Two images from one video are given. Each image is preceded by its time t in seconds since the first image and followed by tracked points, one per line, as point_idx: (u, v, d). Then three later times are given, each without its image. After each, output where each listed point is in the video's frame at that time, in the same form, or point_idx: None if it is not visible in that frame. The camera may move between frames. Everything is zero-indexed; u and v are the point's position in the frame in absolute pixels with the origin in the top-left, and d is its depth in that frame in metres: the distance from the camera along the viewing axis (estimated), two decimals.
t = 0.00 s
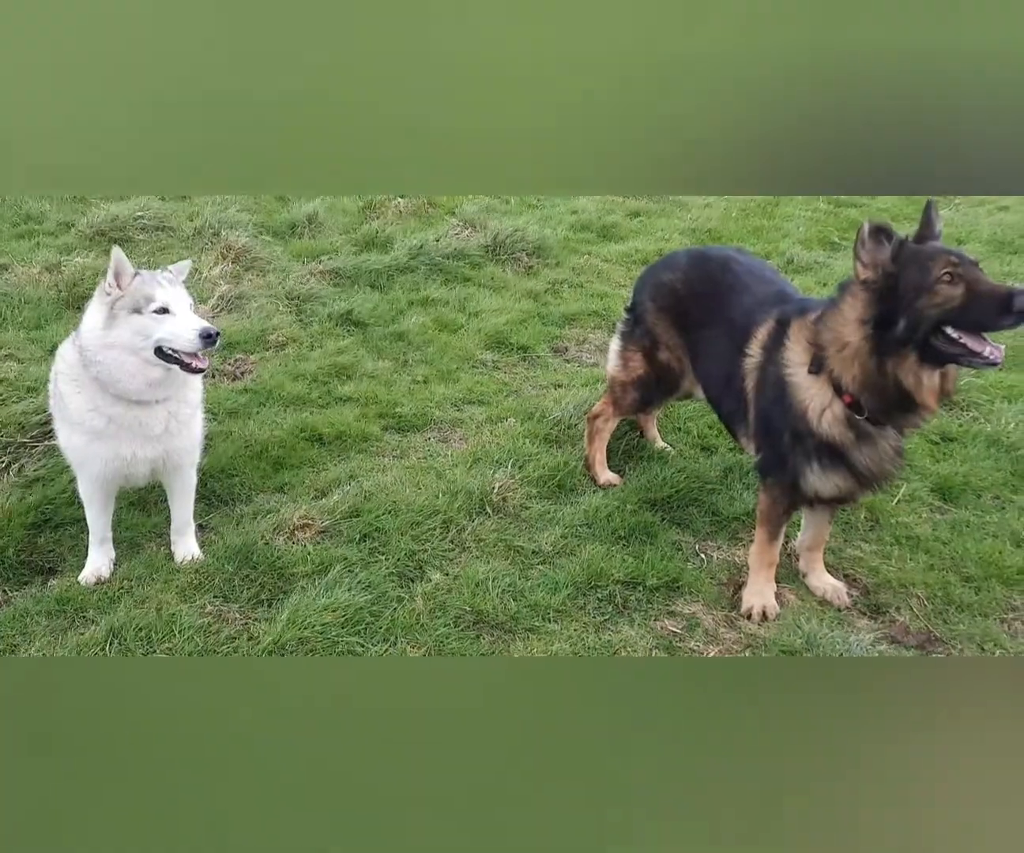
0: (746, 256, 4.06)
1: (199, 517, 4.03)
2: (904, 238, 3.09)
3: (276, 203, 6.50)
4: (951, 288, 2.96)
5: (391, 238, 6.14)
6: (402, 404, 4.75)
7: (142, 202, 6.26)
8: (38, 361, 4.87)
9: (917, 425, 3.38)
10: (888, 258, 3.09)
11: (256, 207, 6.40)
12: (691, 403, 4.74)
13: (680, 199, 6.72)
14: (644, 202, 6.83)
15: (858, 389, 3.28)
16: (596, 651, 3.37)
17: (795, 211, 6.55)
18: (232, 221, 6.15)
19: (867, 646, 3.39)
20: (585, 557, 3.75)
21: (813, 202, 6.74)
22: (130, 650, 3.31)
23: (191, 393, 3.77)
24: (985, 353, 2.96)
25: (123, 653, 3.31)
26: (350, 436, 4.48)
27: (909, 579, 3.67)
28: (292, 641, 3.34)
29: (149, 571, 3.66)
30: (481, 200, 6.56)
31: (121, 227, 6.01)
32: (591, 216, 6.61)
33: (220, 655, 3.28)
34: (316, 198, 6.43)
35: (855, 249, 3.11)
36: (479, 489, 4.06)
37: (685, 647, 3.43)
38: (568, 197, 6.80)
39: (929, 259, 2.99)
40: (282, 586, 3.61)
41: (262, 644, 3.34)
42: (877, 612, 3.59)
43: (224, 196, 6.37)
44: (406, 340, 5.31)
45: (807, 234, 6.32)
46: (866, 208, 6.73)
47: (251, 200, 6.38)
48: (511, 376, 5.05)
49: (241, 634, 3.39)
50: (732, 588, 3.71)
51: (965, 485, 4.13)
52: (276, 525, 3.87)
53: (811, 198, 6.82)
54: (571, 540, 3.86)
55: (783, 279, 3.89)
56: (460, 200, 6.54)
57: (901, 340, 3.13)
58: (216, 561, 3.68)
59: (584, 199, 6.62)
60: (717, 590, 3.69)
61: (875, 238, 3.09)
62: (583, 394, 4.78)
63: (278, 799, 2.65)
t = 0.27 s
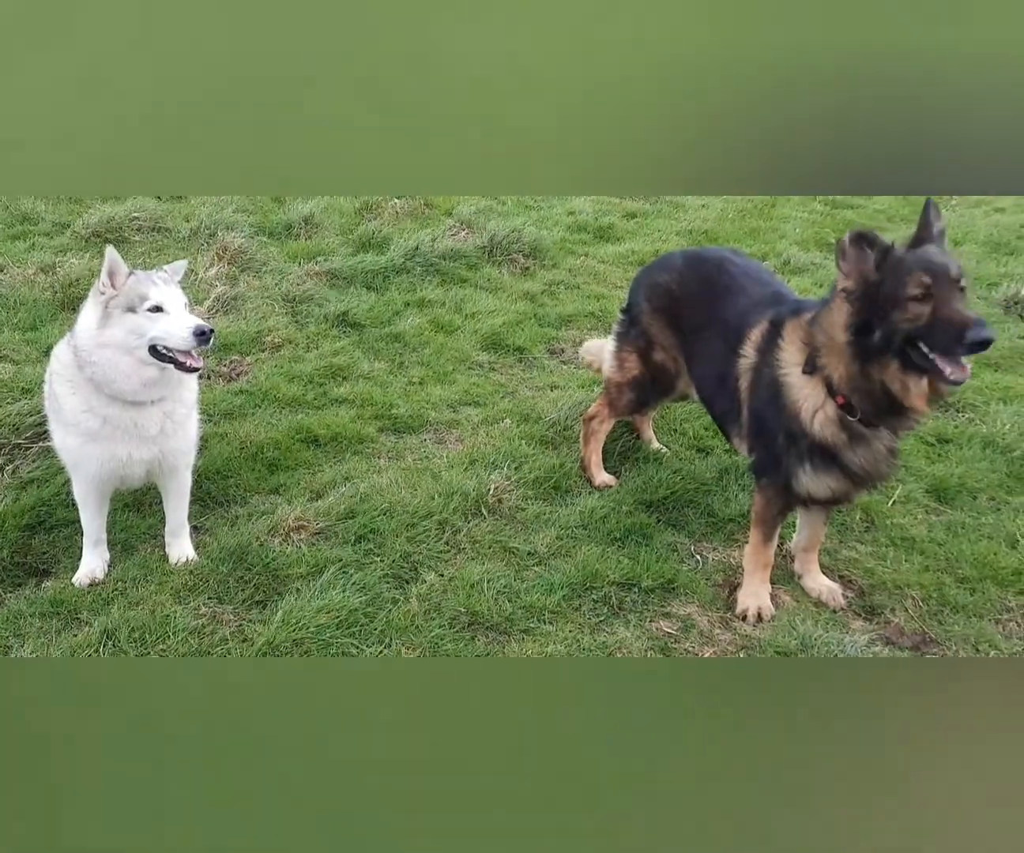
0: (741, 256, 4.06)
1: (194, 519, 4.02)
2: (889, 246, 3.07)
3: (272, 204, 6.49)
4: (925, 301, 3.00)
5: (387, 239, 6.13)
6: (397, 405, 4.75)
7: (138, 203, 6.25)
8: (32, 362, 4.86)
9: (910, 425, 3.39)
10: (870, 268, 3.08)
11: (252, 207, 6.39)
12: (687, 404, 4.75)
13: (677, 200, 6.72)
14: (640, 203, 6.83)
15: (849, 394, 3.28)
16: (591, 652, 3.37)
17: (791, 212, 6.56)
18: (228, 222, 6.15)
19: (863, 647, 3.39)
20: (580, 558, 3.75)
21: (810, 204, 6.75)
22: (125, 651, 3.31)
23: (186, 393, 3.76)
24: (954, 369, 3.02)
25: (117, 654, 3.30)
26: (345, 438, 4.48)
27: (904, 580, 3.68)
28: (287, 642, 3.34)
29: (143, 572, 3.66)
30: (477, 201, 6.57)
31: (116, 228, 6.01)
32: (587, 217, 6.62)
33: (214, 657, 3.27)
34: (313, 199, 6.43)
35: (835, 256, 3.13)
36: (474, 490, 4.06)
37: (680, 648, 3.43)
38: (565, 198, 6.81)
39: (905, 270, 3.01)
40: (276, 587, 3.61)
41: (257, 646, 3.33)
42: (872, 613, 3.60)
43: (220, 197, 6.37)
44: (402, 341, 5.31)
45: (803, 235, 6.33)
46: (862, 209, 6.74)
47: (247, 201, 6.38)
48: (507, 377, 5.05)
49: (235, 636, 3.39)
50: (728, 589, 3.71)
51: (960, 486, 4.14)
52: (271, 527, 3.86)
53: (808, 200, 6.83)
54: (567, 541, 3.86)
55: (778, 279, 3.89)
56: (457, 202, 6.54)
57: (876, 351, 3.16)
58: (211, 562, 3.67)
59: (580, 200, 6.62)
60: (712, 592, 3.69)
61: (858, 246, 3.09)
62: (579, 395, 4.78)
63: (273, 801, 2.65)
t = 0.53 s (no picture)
0: (736, 257, 4.07)
1: (189, 520, 4.02)
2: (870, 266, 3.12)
3: (267, 205, 6.49)
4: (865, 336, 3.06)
5: (383, 240, 6.13)
6: (393, 406, 4.75)
7: (133, 204, 6.25)
8: (27, 364, 4.85)
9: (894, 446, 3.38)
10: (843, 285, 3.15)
11: (247, 208, 6.39)
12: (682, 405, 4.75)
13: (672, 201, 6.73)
14: (635, 205, 6.84)
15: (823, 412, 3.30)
16: (586, 652, 3.37)
17: (787, 214, 6.58)
18: (223, 223, 6.15)
19: (858, 647, 3.39)
20: (575, 559, 3.75)
21: (805, 205, 6.77)
22: (120, 652, 3.30)
23: (182, 395, 3.76)
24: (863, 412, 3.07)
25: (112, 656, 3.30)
26: (341, 439, 4.48)
27: (899, 580, 3.69)
28: (282, 643, 3.34)
29: (138, 574, 3.65)
30: (473, 202, 6.57)
31: (111, 229, 6.00)
32: (583, 218, 6.63)
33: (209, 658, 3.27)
34: (308, 201, 6.43)
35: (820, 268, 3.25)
36: (469, 490, 4.06)
37: (674, 648, 3.43)
38: (560, 199, 6.82)
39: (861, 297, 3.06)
40: (272, 589, 3.60)
41: (252, 647, 3.33)
42: (866, 613, 3.60)
43: (216, 199, 6.37)
44: (398, 342, 5.31)
45: (798, 236, 6.34)
46: (857, 210, 6.76)
47: (243, 202, 6.38)
48: (502, 378, 5.06)
49: (231, 637, 3.38)
50: (722, 590, 3.72)
51: (955, 486, 4.15)
52: (267, 528, 3.86)
53: (803, 201, 6.84)
54: (562, 542, 3.87)
55: (773, 279, 3.90)
56: (452, 203, 6.54)
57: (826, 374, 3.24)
58: (206, 564, 3.67)
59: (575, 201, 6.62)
60: (707, 592, 3.69)
61: (843, 260, 3.17)
62: (574, 396, 4.78)
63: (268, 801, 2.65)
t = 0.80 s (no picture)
0: (737, 252, 4.06)
1: (185, 518, 4.00)
2: (858, 273, 3.15)
3: (263, 200, 6.46)
4: (851, 345, 3.07)
5: (380, 236, 6.11)
6: (390, 403, 4.73)
7: (129, 200, 6.21)
8: (22, 360, 4.83)
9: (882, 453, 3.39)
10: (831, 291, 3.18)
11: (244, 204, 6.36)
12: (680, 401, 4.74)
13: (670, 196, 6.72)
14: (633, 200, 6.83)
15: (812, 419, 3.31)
16: (584, 649, 3.36)
17: (784, 210, 6.56)
18: (219, 219, 6.12)
19: (856, 643, 3.39)
20: (573, 555, 3.74)
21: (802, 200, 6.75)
22: (115, 651, 3.29)
23: (180, 392, 3.74)
24: (846, 422, 3.06)
25: (108, 654, 3.28)
26: (337, 435, 4.46)
27: (897, 575, 3.68)
28: (279, 641, 3.33)
29: (133, 572, 3.64)
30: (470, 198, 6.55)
31: (107, 224, 5.97)
32: (580, 213, 6.61)
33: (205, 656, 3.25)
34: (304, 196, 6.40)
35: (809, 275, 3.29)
36: (466, 487, 4.04)
37: (672, 645, 3.43)
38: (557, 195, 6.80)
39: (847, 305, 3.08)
40: (268, 586, 3.59)
41: (248, 644, 3.32)
42: (864, 609, 3.60)
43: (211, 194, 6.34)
44: (395, 339, 5.29)
45: (796, 232, 6.33)
46: (854, 205, 6.74)
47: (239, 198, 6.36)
48: (499, 374, 5.04)
49: (227, 635, 3.37)
50: (719, 586, 3.71)
51: (953, 482, 4.14)
52: (263, 525, 3.85)
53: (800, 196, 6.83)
54: (559, 538, 3.86)
55: (774, 275, 3.88)
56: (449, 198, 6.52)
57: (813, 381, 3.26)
58: (202, 561, 3.65)
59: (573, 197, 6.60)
60: (704, 588, 3.69)
61: (832, 267, 3.19)
62: (572, 392, 4.77)
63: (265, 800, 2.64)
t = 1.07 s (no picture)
0: (742, 251, 4.05)
1: (186, 518, 4.00)
2: (863, 285, 3.11)
3: (262, 200, 6.45)
4: (856, 359, 3.04)
5: (380, 235, 6.11)
6: (390, 403, 4.73)
7: (128, 200, 6.21)
8: (21, 360, 4.82)
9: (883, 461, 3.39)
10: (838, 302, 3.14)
11: (243, 204, 6.35)
12: (681, 400, 4.74)
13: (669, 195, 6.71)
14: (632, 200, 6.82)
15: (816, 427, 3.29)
16: (586, 649, 3.36)
17: (784, 209, 6.56)
18: (219, 219, 6.11)
19: (858, 643, 3.38)
20: (575, 555, 3.73)
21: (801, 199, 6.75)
22: (116, 652, 3.28)
23: (181, 393, 3.74)
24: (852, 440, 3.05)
25: (109, 655, 3.27)
26: (338, 435, 4.46)
27: (899, 576, 3.68)
28: (280, 641, 3.32)
29: (135, 572, 3.63)
30: (469, 197, 6.54)
31: (106, 224, 5.97)
32: (580, 213, 6.60)
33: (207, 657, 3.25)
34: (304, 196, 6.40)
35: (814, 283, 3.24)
36: (467, 487, 4.04)
37: (674, 645, 3.42)
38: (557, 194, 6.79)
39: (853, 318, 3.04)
40: (269, 586, 3.59)
41: (250, 645, 3.31)
42: (866, 608, 3.60)
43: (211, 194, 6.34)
44: (395, 338, 5.28)
45: (795, 231, 6.33)
46: (854, 204, 6.74)
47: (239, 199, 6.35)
48: (500, 374, 5.04)
49: (228, 635, 3.37)
50: (722, 586, 3.70)
51: (954, 481, 4.14)
52: (264, 526, 3.84)
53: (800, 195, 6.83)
54: (561, 538, 3.85)
55: (780, 274, 3.88)
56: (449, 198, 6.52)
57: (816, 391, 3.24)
58: (203, 561, 3.65)
59: (573, 197, 6.60)
60: (706, 589, 3.68)
61: (837, 278, 3.15)
62: (574, 391, 4.76)
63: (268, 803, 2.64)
